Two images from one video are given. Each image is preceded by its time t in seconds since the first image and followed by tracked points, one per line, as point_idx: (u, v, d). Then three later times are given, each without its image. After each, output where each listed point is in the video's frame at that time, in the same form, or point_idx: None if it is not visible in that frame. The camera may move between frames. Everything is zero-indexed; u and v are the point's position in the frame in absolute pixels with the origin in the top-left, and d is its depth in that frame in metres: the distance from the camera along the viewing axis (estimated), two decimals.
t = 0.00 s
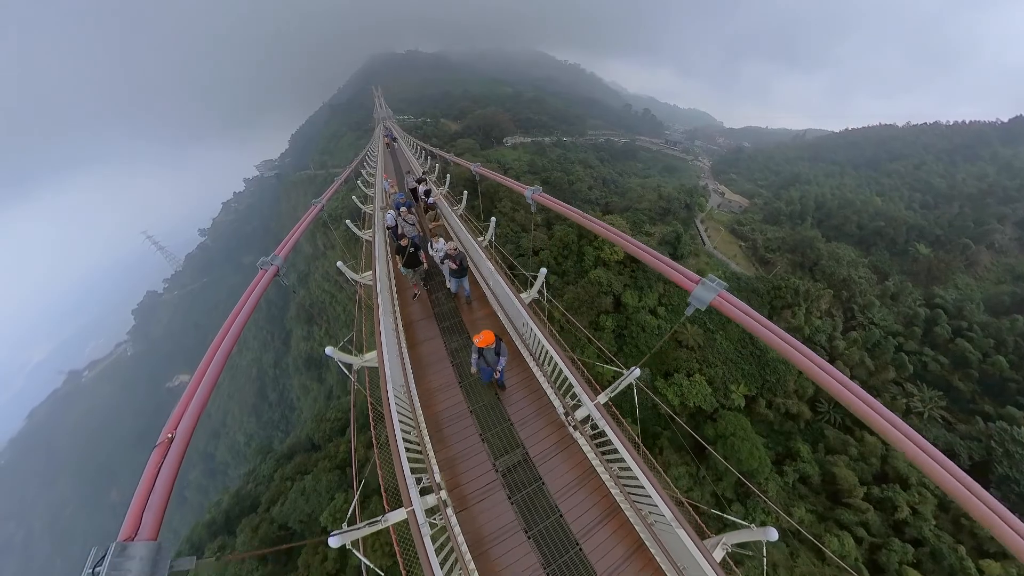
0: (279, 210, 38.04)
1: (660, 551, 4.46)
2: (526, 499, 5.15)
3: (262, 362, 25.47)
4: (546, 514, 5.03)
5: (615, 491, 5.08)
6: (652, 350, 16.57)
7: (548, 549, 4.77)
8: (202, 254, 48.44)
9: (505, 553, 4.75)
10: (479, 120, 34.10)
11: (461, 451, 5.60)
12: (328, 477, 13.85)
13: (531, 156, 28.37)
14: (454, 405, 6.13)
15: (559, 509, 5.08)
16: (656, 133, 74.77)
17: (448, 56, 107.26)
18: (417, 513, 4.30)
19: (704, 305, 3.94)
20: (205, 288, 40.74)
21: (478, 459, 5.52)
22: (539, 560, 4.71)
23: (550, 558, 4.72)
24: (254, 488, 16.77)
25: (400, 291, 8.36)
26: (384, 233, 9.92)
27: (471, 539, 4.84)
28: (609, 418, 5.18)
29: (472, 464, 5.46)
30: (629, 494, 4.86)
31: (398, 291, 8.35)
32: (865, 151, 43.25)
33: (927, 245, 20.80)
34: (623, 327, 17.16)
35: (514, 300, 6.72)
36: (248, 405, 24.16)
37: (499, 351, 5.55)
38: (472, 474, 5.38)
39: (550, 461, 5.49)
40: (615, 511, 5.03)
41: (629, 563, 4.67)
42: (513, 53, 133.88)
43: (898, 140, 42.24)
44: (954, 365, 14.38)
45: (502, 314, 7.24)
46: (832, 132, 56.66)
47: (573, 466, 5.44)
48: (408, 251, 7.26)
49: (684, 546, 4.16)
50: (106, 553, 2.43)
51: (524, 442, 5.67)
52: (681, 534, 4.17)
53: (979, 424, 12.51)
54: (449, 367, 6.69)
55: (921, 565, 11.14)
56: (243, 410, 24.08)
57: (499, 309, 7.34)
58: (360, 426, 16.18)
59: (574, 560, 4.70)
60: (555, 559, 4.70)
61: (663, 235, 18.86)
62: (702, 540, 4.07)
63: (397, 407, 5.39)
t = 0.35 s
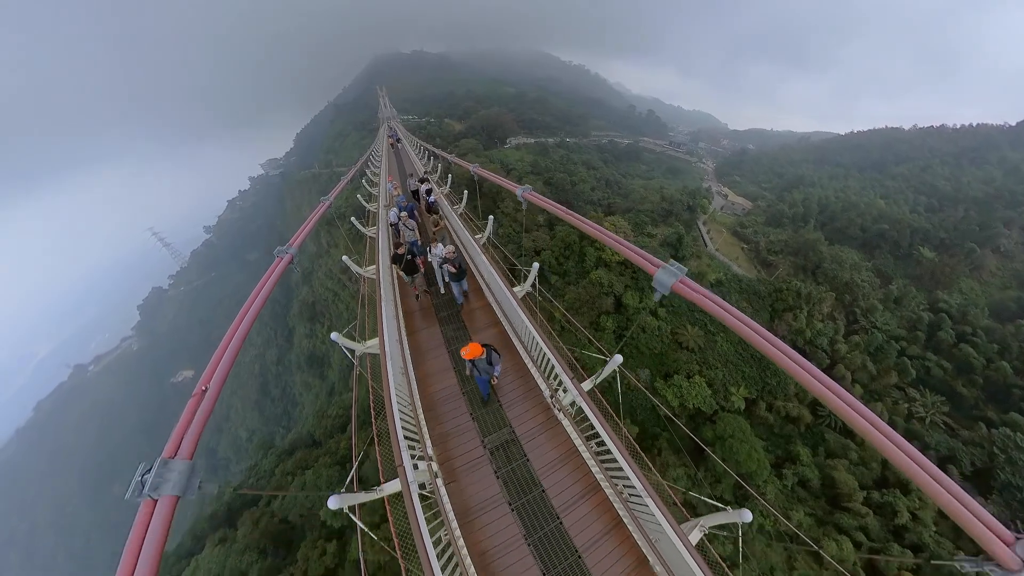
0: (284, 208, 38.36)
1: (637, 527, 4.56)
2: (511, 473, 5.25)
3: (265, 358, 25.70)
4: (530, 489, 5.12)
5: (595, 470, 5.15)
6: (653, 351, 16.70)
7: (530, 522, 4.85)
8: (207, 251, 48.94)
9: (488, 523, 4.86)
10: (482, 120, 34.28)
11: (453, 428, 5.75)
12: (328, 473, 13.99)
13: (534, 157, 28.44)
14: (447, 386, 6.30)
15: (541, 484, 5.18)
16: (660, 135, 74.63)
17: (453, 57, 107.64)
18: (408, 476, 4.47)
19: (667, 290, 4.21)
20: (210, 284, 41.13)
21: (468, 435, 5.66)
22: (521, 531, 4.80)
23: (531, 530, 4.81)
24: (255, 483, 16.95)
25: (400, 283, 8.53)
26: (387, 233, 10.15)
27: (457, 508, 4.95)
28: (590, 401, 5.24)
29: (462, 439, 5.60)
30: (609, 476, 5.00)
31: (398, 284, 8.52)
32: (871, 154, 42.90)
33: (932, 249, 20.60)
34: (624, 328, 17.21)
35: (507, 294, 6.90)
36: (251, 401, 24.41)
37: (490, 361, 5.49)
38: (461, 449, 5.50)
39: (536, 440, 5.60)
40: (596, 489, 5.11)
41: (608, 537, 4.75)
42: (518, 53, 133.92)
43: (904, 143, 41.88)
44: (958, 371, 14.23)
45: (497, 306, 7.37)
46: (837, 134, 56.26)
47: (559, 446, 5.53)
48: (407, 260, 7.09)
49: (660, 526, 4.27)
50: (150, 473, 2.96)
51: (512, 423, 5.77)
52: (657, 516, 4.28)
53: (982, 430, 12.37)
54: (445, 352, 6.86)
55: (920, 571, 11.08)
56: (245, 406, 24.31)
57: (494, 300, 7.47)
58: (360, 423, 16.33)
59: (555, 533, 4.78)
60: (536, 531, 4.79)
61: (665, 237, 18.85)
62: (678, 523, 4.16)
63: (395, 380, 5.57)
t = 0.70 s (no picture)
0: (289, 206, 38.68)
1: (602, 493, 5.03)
2: (487, 440, 5.69)
3: (267, 354, 25.93)
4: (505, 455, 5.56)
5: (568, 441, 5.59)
6: (652, 351, 16.74)
7: (501, 483, 5.31)
8: (213, 248, 49.40)
9: (463, 483, 5.33)
10: (486, 120, 34.43)
11: (436, 397, 6.19)
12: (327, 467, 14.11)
13: (537, 157, 28.49)
14: (435, 365, 6.67)
15: (514, 449, 5.64)
16: (664, 137, 74.44)
17: (458, 57, 108.02)
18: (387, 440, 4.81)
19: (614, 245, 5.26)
20: (215, 281, 41.50)
21: (449, 405, 6.09)
22: (493, 492, 5.25)
23: (501, 491, 5.26)
24: (256, 476, 17.13)
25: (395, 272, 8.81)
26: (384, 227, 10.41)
27: (435, 468, 5.43)
28: (565, 378, 5.60)
29: (444, 409, 6.05)
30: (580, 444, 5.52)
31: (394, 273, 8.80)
32: (876, 156, 42.53)
33: (937, 253, 20.47)
34: (623, 328, 17.21)
35: (495, 282, 7.24)
36: (253, 396, 24.63)
37: (470, 348, 5.57)
38: (442, 416, 5.97)
39: (514, 413, 6.00)
40: (567, 458, 5.54)
41: (577, 501, 5.19)
42: (524, 54, 134.13)
43: (911, 145, 41.49)
44: (961, 375, 14.05)
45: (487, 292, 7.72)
46: (842, 137, 55.88)
47: (535, 419, 5.93)
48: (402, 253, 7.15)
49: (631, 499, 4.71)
50: (174, 378, 3.51)
51: (492, 394, 6.22)
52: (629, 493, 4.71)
53: (985, 436, 12.21)
54: (433, 331, 7.30)
55: None
56: (247, 401, 24.52)
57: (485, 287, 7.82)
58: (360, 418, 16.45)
59: (524, 495, 5.22)
60: (506, 492, 5.23)
61: (667, 238, 18.87)
62: (648, 499, 4.59)
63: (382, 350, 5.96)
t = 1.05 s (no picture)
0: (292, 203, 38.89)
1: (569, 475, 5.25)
2: (463, 421, 5.95)
3: (269, 350, 26.13)
4: (480, 435, 5.81)
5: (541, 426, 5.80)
6: (652, 352, 16.74)
7: (474, 461, 5.53)
8: (217, 244, 49.74)
9: (438, 459, 5.57)
10: (489, 120, 34.50)
11: (419, 381, 6.52)
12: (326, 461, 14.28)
13: (540, 157, 28.50)
14: (423, 364, 6.79)
15: (490, 432, 5.86)
16: (668, 138, 74.30)
17: (462, 57, 108.20)
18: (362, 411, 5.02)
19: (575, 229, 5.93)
20: (218, 277, 41.71)
21: (430, 389, 6.40)
22: (465, 468, 5.48)
23: (472, 468, 5.48)
24: (255, 470, 17.25)
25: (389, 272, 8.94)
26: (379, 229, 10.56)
27: (413, 444, 5.71)
28: (542, 377, 5.72)
29: (425, 391, 6.37)
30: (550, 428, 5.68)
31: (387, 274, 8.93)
32: (880, 159, 42.30)
33: (941, 257, 20.41)
34: (623, 328, 17.21)
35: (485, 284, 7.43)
36: (254, 392, 24.80)
37: (454, 351, 5.65)
38: (422, 398, 6.27)
39: (492, 397, 6.27)
40: (540, 441, 5.76)
41: (547, 485, 5.36)
42: (528, 54, 134.07)
43: (916, 148, 41.19)
44: (964, 381, 13.89)
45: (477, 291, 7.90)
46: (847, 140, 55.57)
47: (512, 404, 6.18)
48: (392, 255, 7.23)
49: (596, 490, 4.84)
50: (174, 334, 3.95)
51: (472, 380, 6.49)
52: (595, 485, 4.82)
53: (987, 442, 12.05)
54: (422, 327, 7.48)
55: None
56: (248, 397, 24.71)
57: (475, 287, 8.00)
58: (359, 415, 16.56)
59: (497, 477, 5.40)
60: (478, 470, 5.45)
61: (668, 239, 18.89)
62: (614, 494, 4.67)
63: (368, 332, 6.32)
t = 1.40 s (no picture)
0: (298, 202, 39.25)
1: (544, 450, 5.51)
2: (452, 404, 6.16)
3: (273, 346, 26.42)
4: (462, 408, 6.10)
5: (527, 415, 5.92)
6: (652, 353, 16.69)
7: (456, 433, 5.82)
8: (223, 242, 50.24)
9: (423, 430, 5.88)
10: (492, 120, 34.62)
11: (413, 367, 6.73)
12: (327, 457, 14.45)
13: (542, 157, 28.55)
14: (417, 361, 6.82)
15: (478, 420, 5.98)
16: (672, 138, 74.05)
17: (466, 57, 108.43)
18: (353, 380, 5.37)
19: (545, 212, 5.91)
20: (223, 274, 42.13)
21: (420, 367, 6.72)
22: (448, 438, 5.77)
23: (454, 438, 5.78)
24: (257, 465, 17.44)
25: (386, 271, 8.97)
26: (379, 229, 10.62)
27: (403, 436, 5.82)
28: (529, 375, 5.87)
29: (415, 369, 6.70)
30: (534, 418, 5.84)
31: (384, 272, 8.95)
32: (886, 160, 41.96)
33: (947, 259, 20.29)
34: (623, 328, 17.16)
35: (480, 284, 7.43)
36: (257, 388, 25.07)
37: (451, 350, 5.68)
38: (413, 375, 6.61)
39: (478, 376, 6.55)
40: (520, 418, 6.00)
41: (530, 472, 5.48)
42: (533, 54, 134.05)
43: (923, 149, 40.82)
44: (970, 385, 13.69)
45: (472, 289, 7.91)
46: (853, 141, 55.15)
47: (496, 382, 6.46)
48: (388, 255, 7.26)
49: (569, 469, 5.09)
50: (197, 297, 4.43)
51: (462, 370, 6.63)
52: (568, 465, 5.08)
53: (993, 447, 11.86)
54: (418, 327, 7.47)
55: None
56: (252, 393, 25.02)
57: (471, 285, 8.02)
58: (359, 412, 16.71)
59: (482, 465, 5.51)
60: (459, 441, 5.74)
61: (669, 239, 18.89)
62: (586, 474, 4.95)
63: (363, 318, 6.57)
